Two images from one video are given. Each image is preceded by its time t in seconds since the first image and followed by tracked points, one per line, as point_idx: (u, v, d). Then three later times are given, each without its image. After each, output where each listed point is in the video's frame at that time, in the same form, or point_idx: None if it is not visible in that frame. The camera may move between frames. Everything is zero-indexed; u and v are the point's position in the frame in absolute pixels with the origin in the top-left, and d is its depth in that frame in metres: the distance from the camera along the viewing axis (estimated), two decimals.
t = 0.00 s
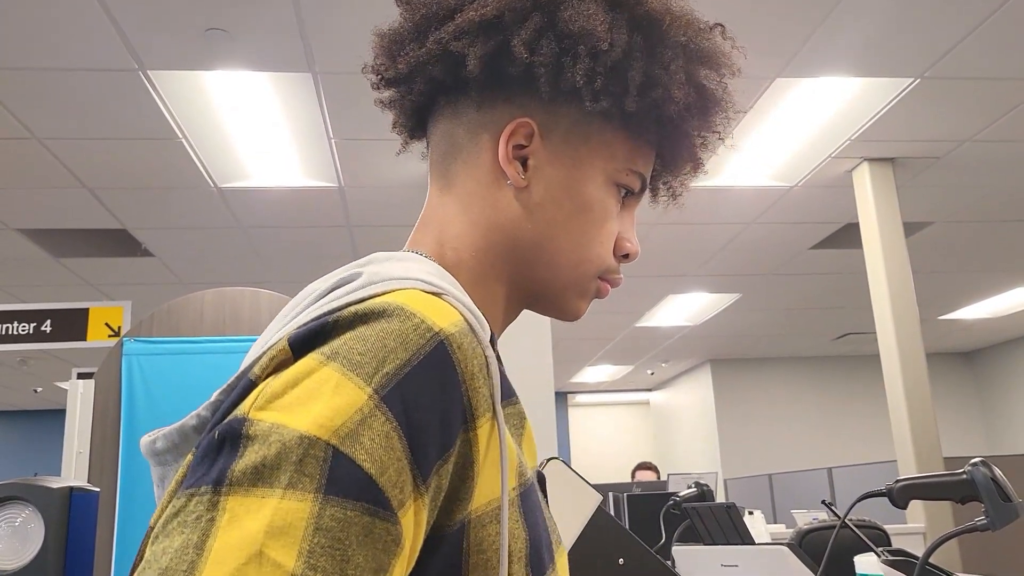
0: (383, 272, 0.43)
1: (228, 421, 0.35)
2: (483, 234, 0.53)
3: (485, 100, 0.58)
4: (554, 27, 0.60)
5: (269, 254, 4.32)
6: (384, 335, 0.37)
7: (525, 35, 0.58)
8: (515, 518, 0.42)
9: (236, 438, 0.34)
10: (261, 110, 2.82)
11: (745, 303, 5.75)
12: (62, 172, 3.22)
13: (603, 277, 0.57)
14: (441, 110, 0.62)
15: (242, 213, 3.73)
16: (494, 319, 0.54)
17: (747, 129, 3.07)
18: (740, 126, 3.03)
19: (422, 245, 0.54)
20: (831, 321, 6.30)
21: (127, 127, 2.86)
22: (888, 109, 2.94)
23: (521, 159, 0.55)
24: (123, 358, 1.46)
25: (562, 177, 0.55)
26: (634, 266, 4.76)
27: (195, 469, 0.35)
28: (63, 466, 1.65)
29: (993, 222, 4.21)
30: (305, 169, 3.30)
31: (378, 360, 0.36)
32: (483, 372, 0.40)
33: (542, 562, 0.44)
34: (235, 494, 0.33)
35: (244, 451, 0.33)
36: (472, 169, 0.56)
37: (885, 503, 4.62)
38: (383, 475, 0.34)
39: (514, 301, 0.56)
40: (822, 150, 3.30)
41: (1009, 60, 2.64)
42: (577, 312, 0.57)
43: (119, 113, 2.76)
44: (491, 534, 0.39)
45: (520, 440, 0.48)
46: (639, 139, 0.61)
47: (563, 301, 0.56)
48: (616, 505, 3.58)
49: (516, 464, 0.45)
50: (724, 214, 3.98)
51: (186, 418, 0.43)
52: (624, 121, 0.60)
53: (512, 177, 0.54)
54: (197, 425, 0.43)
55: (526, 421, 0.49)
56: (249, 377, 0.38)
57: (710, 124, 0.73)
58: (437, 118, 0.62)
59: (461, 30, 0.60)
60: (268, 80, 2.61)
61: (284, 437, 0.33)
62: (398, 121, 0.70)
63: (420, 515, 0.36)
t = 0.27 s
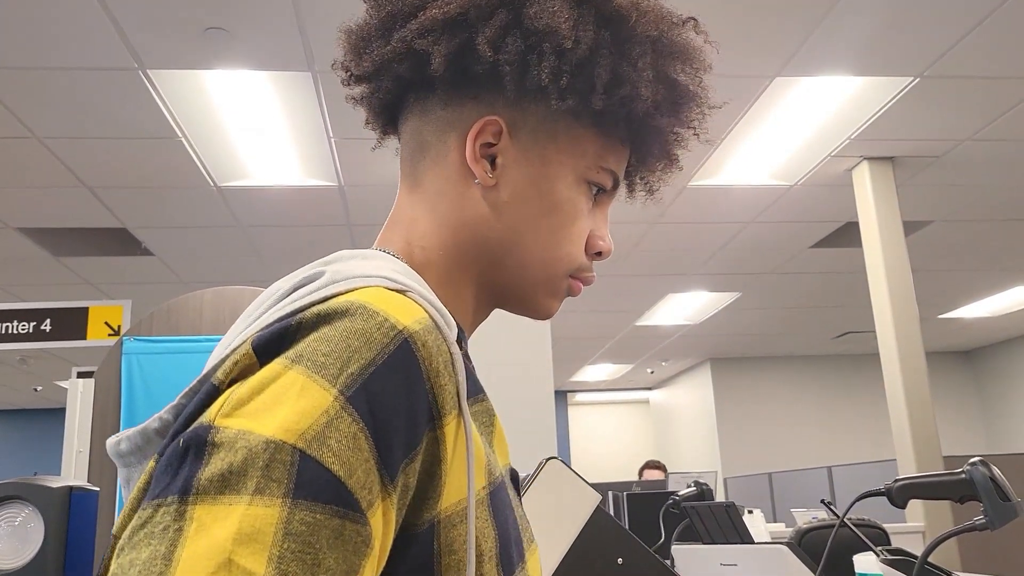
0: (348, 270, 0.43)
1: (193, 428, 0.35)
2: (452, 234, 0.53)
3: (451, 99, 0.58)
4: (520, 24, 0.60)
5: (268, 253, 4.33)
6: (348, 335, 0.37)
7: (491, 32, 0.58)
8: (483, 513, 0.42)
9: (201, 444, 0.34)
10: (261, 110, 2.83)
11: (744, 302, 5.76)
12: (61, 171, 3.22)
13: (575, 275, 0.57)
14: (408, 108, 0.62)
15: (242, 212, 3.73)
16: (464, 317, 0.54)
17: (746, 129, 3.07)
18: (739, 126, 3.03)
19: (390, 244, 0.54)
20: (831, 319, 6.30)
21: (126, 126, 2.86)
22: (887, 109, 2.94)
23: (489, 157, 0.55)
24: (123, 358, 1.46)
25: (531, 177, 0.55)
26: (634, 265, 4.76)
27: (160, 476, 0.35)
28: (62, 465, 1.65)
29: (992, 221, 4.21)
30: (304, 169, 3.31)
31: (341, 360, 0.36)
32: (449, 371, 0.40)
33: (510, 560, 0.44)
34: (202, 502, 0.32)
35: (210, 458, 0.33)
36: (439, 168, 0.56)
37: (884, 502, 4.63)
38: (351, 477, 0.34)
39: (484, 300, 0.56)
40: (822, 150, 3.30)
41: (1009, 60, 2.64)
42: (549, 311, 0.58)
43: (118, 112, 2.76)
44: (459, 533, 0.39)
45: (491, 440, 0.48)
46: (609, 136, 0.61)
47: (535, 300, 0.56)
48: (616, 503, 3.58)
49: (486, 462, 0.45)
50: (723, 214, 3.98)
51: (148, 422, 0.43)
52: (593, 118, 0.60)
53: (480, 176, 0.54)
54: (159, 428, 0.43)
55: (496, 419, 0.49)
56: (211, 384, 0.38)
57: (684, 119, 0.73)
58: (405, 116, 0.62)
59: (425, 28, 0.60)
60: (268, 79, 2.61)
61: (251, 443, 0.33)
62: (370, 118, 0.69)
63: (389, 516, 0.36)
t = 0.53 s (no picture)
0: (340, 267, 0.43)
1: (190, 424, 0.35)
2: (437, 231, 0.54)
3: (431, 98, 0.58)
4: (496, 20, 0.59)
5: (268, 251, 4.33)
6: (344, 331, 0.37)
7: (468, 30, 0.58)
8: (476, 507, 0.42)
9: (197, 441, 0.34)
10: (261, 108, 2.83)
11: (744, 300, 5.76)
12: (61, 169, 3.22)
13: (561, 270, 0.57)
14: (390, 107, 0.62)
15: (242, 210, 3.73)
16: (451, 313, 0.55)
17: (745, 127, 3.08)
18: (738, 124, 3.03)
19: (375, 242, 0.54)
20: (830, 317, 6.31)
21: (126, 124, 2.86)
22: (886, 107, 2.95)
23: (471, 154, 0.55)
24: (123, 355, 1.46)
25: (514, 173, 0.55)
26: (633, 262, 4.76)
27: (157, 473, 0.35)
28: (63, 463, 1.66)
29: (991, 219, 4.22)
30: (305, 167, 3.31)
31: (337, 357, 0.36)
32: (444, 365, 0.41)
33: (505, 553, 0.44)
34: (201, 497, 0.33)
35: (206, 454, 0.33)
36: (424, 167, 0.56)
37: (884, 500, 4.63)
38: (350, 473, 0.34)
39: (469, 295, 0.56)
40: (821, 148, 3.31)
41: (1008, 58, 2.64)
42: (537, 304, 0.58)
43: (118, 110, 2.76)
44: (453, 528, 0.39)
45: (484, 435, 0.48)
46: (589, 130, 0.61)
47: (520, 294, 0.56)
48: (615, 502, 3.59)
49: (480, 456, 0.45)
50: (723, 211, 3.98)
51: (142, 420, 0.43)
52: (572, 113, 0.60)
53: (462, 173, 0.54)
54: (152, 426, 0.43)
55: (488, 414, 0.50)
56: (206, 381, 0.38)
57: (665, 110, 0.73)
58: (387, 116, 0.62)
59: (402, 28, 0.59)
60: (268, 77, 2.61)
61: (248, 438, 0.33)
62: (352, 118, 0.69)
63: (386, 511, 0.36)
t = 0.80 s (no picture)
0: (352, 270, 0.43)
1: (200, 424, 0.35)
2: (448, 233, 0.54)
3: (445, 100, 0.58)
4: (511, 24, 0.59)
5: (266, 250, 4.32)
6: (356, 332, 0.37)
7: (482, 33, 0.58)
8: (488, 507, 0.43)
9: (208, 439, 0.34)
10: (260, 108, 2.83)
11: (742, 299, 5.77)
12: (59, 168, 3.22)
13: (570, 272, 0.58)
14: (402, 110, 0.62)
15: (240, 210, 3.73)
16: (462, 314, 0.55)
17: (743, 127, 3.08)
18: (737, 124, 3.03)
19: (386, 244, 0.54)
20: (829, 316, 6.31)
21: (124, 124, 2.86)
22: (885, 106, 2.95)
23: (483, 157, 0.55)
24: (122, 354, 1.46)
25: (525, 176, 0.55)
26: (632, 262, 4.76)
27: (167, 472, 0.35)
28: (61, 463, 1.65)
29: (989, 218, 4.22)
30: (303, 166, 3.31)
31: (347, 358, 0.36)
32: (455, 368, 0.41)
33: (517, 553, 0.44)
34: (210, 495, 0.33)
35: (217, 453, 0.34)
36: (436, 169, 0.56)
37: (882, 499, 4.64)
38: (359, 475, 0.34)
39: (480, 296, 0.56)
40: (819, 147, 3.31)
41: (1006, 58, 2.65)
42: (547, 307, 0.58)
43: (116, 109, 2.76)
44: (463, 529, 0.40)
45: (495, 436, 0.48)
46: (600, 135, 0.61)
47: (529, 296, 0.56)
48: (613, 501, 3.59)
49: (490, 457, 0.45)
50: (721, 211, 3.99)
51: (154, 422, 0.43)
52: (585, 117, 0.60)
53: (473, 175, 0.54)
54: (165, 427, 0.43)
55: (500, 415, 0.50)
56: (219, 382, 0.38)
57: (675, 114, 0.73)
58: (400, 118, 0.62)
59: (416, 31, 0.59)
60: (266, 77, 2.61)
61: (258, 438, 0.34)
62: (363, 119, 0.69)
63: (396, 513, 0.36)
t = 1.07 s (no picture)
0: (364, 270, 0.43)
1: (210, 422, 0.35)
2: (461, 234, 0.54)
3: (460, 102, 0.58)
4: (527, 26, 0.59)
5: (267, 250, 4.32)
6: (367, 333, 0.37)
7: (498, 36, 0.58)
8: (498, 510, 0.42)
9: (219, 438, 0.34)
10: (260, 108, 2.83)
11: (743, 299, 5.77)
12: (61, 168, 3.21)
13: (582, 274, 0.57)
14: (417, 110, 0.61)
15: (241, 210, 3.73)
16: (475, 314, 0.55)
17: (744, 127, 3.08)
18: (737, 123, 3.03)
19: (399, 244, 0.54)
20: (830, 316, 6.31)
21: (125, 124, 2.86)
22: (885, 106, 2.95)
23: (497, 159, 0.55)
24: (123, 354, 1.46)
25: (537, 177, 0.55)
26: (632, 261, 4.76)
27: (178, 469, 0.35)
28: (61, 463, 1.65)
29: (991, 218, 4.22)
30: (304, 166, 3.31)
31: (359, 361, 0.36)
32: (466, 370, 0.41)
33: (528, 556, 0.44)
34: (219, 496, 0.33)
35: (227, 453, 0.34)
36: (447, 170, 0.56)
37: (883, 499, 4.63)
38: (367, 476, 0.34)
39: (493, 296, 0.56)
40: (820, 147, 3.31)
41: (1007, 57, 2.64)
42: (557, 309, 0.58)
43: (117, 109, 2.75)
44: (474, 531, 0.39)
45: (504, 438, 0.48)
46: (614, 137, 0.61)
47: (540, 297, 0.56)
48: (615, 503, 3.59)
49: (500, 459, 0.45)
50: (723, 210, 3.98)
51: (165, 422, 0.43)
52: (599, 119, 0.60)
53: (487, 177, 0.54)
54: (176, 427, 0.43)
55: (509, 417, 0.50)
56: (231, 379, 0.38)
57: (688, 118, 0.73)
58: (413, 119, 0.62)
59: (432, 32, 0.59)
60: (267, 77, 2.61)
61: (267, 438, 0.33)
62: (376, 119, 0.69)
63: (404, 515, 0.36)
